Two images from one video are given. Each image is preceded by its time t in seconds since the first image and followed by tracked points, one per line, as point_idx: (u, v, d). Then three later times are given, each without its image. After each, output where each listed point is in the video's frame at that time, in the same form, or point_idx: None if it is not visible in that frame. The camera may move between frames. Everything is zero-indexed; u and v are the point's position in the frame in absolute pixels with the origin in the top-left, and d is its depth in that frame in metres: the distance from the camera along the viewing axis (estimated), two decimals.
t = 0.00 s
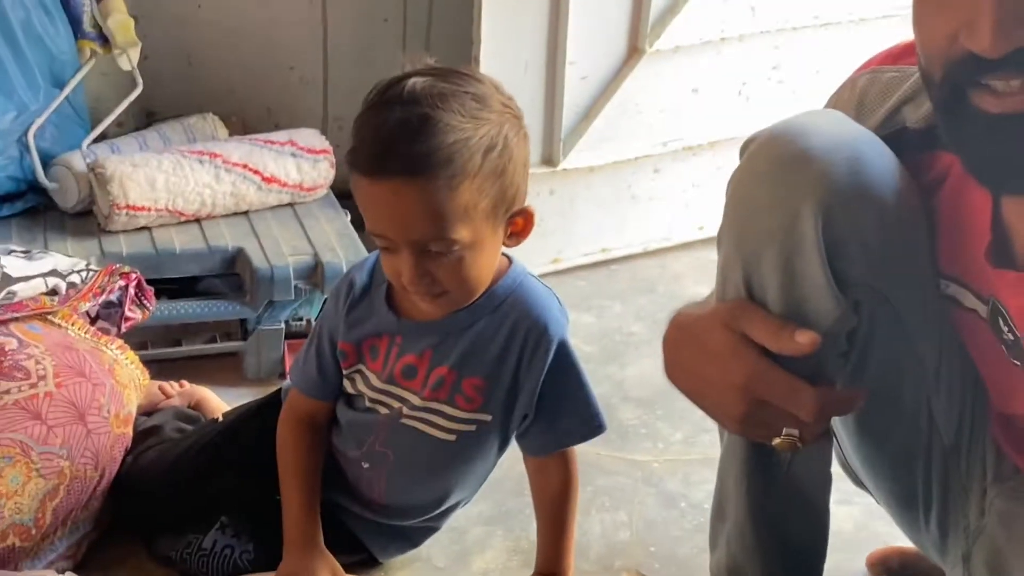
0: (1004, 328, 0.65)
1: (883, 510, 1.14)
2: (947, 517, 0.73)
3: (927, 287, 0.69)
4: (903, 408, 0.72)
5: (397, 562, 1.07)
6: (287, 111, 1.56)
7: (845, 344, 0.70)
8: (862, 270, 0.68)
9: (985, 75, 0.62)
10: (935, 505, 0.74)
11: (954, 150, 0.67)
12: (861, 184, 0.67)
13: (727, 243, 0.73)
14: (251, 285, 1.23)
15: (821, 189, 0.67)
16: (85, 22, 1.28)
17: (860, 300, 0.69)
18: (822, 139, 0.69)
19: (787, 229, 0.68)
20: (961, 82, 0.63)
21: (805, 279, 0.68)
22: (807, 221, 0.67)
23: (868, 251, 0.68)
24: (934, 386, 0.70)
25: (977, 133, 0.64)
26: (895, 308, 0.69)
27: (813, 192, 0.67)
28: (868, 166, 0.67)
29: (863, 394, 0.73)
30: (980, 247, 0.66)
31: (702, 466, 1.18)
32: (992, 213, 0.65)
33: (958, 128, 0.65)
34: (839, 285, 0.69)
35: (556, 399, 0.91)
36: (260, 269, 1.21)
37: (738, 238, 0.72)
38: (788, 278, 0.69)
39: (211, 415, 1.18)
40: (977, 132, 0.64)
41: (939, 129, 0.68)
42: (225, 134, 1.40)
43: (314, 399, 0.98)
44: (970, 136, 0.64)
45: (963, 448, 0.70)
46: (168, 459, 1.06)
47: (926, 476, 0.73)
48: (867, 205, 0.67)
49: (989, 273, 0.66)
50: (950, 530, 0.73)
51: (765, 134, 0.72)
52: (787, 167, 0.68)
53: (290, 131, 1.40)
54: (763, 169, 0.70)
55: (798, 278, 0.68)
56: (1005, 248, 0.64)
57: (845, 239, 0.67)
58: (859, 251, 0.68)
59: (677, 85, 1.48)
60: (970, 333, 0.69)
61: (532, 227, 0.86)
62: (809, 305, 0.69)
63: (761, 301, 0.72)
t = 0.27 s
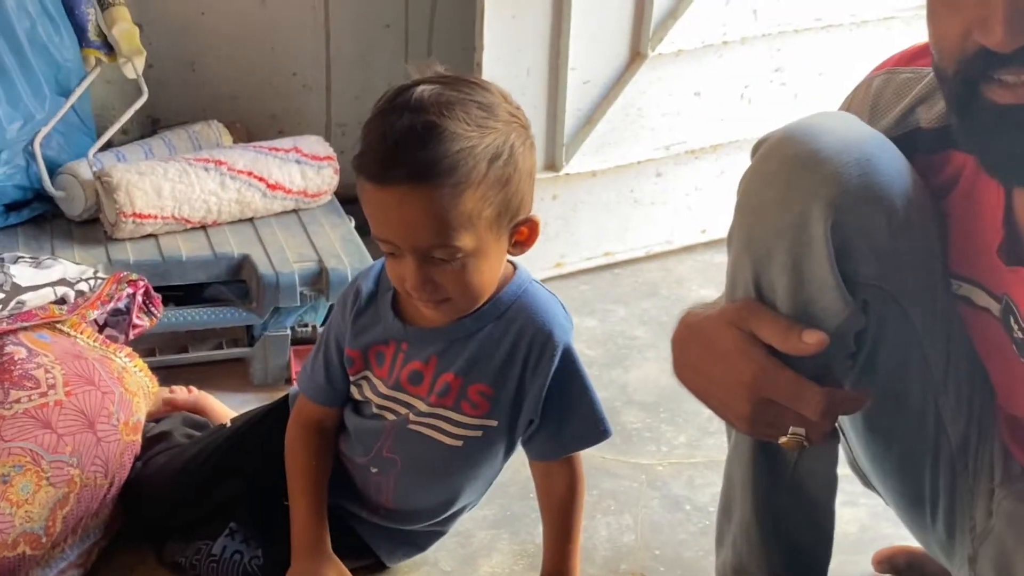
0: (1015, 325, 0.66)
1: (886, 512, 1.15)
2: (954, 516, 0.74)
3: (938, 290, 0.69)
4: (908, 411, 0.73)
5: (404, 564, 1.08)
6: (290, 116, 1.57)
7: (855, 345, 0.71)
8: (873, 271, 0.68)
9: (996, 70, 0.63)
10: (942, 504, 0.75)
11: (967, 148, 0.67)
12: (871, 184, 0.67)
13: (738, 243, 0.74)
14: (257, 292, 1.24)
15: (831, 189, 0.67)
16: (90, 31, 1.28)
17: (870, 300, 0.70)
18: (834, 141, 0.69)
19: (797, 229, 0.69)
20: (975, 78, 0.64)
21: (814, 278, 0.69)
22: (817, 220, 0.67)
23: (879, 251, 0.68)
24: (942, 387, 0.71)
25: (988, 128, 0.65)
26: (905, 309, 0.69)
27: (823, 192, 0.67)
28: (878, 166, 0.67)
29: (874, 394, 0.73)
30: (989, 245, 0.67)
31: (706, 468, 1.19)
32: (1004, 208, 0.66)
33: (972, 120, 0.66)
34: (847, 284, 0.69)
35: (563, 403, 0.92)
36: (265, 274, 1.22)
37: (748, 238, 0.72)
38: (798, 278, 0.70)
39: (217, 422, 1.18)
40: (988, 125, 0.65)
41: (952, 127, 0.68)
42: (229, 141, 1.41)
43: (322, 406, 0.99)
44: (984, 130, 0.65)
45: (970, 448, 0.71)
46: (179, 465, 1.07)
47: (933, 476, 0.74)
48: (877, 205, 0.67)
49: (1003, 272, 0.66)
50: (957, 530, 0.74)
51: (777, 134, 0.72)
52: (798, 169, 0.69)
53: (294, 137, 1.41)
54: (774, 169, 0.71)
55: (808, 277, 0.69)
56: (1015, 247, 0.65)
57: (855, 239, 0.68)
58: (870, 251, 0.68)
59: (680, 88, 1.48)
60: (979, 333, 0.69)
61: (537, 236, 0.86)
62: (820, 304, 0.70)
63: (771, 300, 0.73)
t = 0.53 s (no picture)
0: (1013, 319, 0.66)
1: (886, 509, 1.15)
2: (954, 511, 0.74)
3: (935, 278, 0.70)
4: (908, 405, 0.72)
5: (405, 564, 1.08)
6: (289, 116, 1.57)
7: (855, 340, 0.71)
8: (871, 264, 0.68)
9: (994, 59, 0.63)
10: (942, 498, 0.75)
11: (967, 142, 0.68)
12: (868, 177, 0.67)
13: (734, 241, 0.74)
14: (256, 292, 1.24)
15: (829, 184, 0.67)
16: (88, 32, 1.27)
17: (869, 294, 0.70)
18: (831, 136, 0.69)
19: (795, 224, 0.68)
20: (972, 69, 0.64)
21: (813, 274, 0.69)
22: (816, 215, 0.67)
23: (876, 244, 0.68)
24: (943, 380, 0.71)
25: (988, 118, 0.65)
26: (903, 302, 0.70)
27: (822, 186, 0.67)
28: (875, 160, 0.68)
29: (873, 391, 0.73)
30: (989, 239, 0.67)
31: (707, 467, 1.19)
32: (1003, 199, 0.66)
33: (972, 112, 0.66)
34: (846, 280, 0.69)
35: (564, 402, 0.92)
36: (265, 274, 1.22)
37: (746, 235, 0.72)
38: (796, 274, 0.69)
39: (217, 423, 1.18)
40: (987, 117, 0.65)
41: (951, 121, 0.69)
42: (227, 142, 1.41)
43: (322, 406, 0.99)
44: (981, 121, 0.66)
45: (971, 442, 0.71)
46: (180, 466, 1.07)
47: (933, 471, 0.74)
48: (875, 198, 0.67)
49: (1001, 263, 0.67)
50: (958, 525, 0.74)
51: (775, 131, 0.72)
52: (796, 164, 0.69)
53: (293, 137, 1.40)
54: (772, 166, 0.70)
55: (806, 273, 0.69)
56: (1015, 240, 0.65)
57: (854, 233, 0.68)
58: (868, 245, 0.68)
59: (679, 87, 1.48)
60: (979, 328, 0.69)
61: (535, 239, 0.86)
62: (819, 300, 0.69)
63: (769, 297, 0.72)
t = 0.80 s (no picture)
0: (1010, 316, 0.66)
1: (886, 507, 1.15)
2: (955, 508, 0.74)
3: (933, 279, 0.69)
4: (908, 400, 0.73)
5: (405, 564, 1.08)
6: (287, 117, 1.57)
7: (860, 331, 0.71)
8: (874, 257, 0.68)
9: (966, 62, 0.64)
10: (942, 495, 0.75)
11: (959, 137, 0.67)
12: (871, 170, 0.67)
13: (736, 233, 0.74)
14: (254, 292, 1.23)
15: (833, 176, 0.67)
16: (85, 32, 1.27)
17: (871, 286, 0.70)
18: (834, 129, 0.69)
19: (798, 216, 0.69)
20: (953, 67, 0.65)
21: (815, 267, 0.69)
22: (818, 208, 0.67)
23: (879, 237, 0.68)
24: (941, 377, 0.71)
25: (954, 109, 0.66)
26: (904, 296, 0.70)
27: (824, 179, 0.67)
28: (880, 153, 0.67)
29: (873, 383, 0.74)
30: (986, 234, 0.67)
31: (706, 466, 1.18)
32: (999, 194, 0.65)
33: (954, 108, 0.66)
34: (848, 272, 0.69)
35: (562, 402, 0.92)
36: (263, 275, 1.22)
37: (748, 227, 0.72)
38: (798, 266, 0.70)
39: (216, 424, 1.18)
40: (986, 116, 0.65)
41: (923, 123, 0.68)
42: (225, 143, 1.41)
43: (321, 407, 0.98)
44: (958, 123, 0.66)
45: (970, 439, 0.71)
46: (182, 464, 1.07)
47: (932, 466, 0.75)
48: (878, 191, 0.67)
49: (997, 260, 0.66)
50: (956, 521, 0.74)
51: (776, 125, 0.72)
52: (798, 158, 0.69)
53: (290, 138, 1.40)
54: (774, 159, 0.70)
55: (808, 265, 0.69)
56: (1011, 236, 0.65)
57: (858, 226, 0.68)
58: (871, 237, 0.68)
59: (678, 85, 1.48)
60: (975, 324, 0.69)
61: (531, 242, 0.85)
62: (821, 292, 0.69)
63: (770, 289, 0.73)
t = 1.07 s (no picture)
0: (1007, 315, 0.66)
1: (887, 507, 1.15)
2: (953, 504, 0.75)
3: (933, 274, 0.71)
4: (906, 385, 0.76)
5: (407, 565, 1.08)
6: (287, 118, 1.57)
7: (858, 315, 0.73)
8: (873, 242, 0.71)
9: (969, 72, 0.63)
10: (942, 489, 0.76)
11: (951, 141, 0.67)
12: (868, 155, 0.71)
13: (738, 220, 0.78)
14: (255, 294, 1.23)
15: (829, 159, 0.71)
16: (86, 34, 1.27)
17: (868, 270, 0.72)
18: (830, 117, 0.73)
19: (797, 198, 0.73)
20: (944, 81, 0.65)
21: (813, 247, 0.72)
22: (816, 189, 0.71)
23: (876, 222, 0.71)
24: (938, 368, 0.72)
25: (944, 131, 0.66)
26: (901, 283, 0.72)
27: (821, 161, 0.71)
28: (873, 141, 0.71)
29: (874, 373, 0.77)
30: (983, 235, 0.67)
31: (707, 466, 1.19)
32: (995, 197, 0.66)
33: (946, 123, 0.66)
34: (846, 253, 0.72)
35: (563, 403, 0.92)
36: (264, 276, 1.22)
37: (749, 212, 0.76)
38: (797, 247, 0.73)
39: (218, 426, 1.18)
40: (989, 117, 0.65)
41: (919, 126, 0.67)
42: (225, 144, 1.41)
43: (323, 409, 0.99)
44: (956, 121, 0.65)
45: (969, 435, 0.72)
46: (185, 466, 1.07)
47: (932, 458, 0.76)
48: (874, 176, 0.71)
49: (996, 262, 0.66)
50: (956, 519, 0.75)
51: (777, 113, 0.76)
52: (796, 141, 0.73)
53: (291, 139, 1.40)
54: (773, 144, 0.75)
55: (806, 246, 0.73)
56: (1010, 239, 0.65)
57: (854, 209, 0.71)
58: (867, 221, 0.71)
59: (677, 85, 1.48)
60: (974, 322, 0.70)
61: (532, 244, 0.85)
62: (819, 273, 0.73)
63: (769, 274, 0.76)
